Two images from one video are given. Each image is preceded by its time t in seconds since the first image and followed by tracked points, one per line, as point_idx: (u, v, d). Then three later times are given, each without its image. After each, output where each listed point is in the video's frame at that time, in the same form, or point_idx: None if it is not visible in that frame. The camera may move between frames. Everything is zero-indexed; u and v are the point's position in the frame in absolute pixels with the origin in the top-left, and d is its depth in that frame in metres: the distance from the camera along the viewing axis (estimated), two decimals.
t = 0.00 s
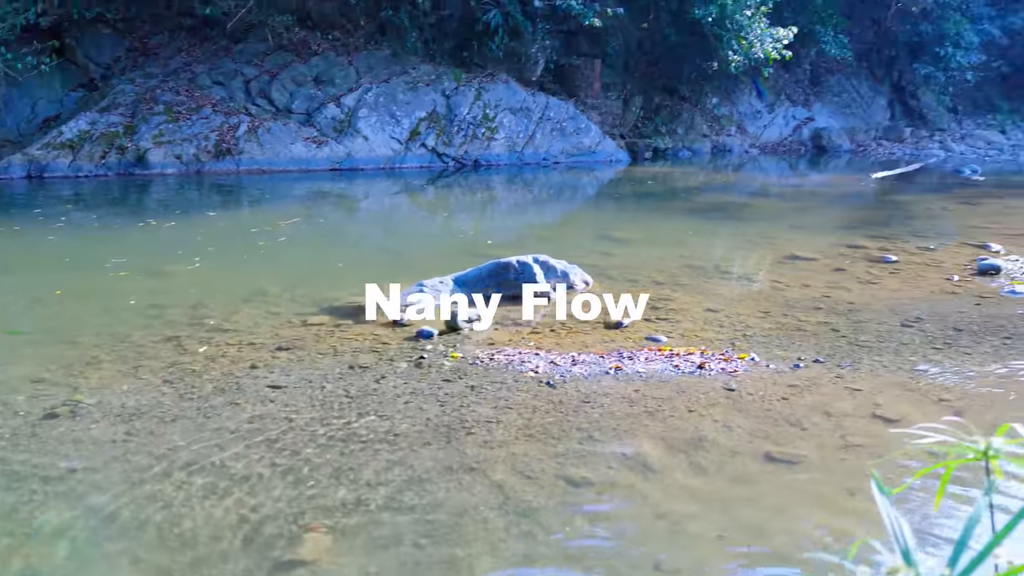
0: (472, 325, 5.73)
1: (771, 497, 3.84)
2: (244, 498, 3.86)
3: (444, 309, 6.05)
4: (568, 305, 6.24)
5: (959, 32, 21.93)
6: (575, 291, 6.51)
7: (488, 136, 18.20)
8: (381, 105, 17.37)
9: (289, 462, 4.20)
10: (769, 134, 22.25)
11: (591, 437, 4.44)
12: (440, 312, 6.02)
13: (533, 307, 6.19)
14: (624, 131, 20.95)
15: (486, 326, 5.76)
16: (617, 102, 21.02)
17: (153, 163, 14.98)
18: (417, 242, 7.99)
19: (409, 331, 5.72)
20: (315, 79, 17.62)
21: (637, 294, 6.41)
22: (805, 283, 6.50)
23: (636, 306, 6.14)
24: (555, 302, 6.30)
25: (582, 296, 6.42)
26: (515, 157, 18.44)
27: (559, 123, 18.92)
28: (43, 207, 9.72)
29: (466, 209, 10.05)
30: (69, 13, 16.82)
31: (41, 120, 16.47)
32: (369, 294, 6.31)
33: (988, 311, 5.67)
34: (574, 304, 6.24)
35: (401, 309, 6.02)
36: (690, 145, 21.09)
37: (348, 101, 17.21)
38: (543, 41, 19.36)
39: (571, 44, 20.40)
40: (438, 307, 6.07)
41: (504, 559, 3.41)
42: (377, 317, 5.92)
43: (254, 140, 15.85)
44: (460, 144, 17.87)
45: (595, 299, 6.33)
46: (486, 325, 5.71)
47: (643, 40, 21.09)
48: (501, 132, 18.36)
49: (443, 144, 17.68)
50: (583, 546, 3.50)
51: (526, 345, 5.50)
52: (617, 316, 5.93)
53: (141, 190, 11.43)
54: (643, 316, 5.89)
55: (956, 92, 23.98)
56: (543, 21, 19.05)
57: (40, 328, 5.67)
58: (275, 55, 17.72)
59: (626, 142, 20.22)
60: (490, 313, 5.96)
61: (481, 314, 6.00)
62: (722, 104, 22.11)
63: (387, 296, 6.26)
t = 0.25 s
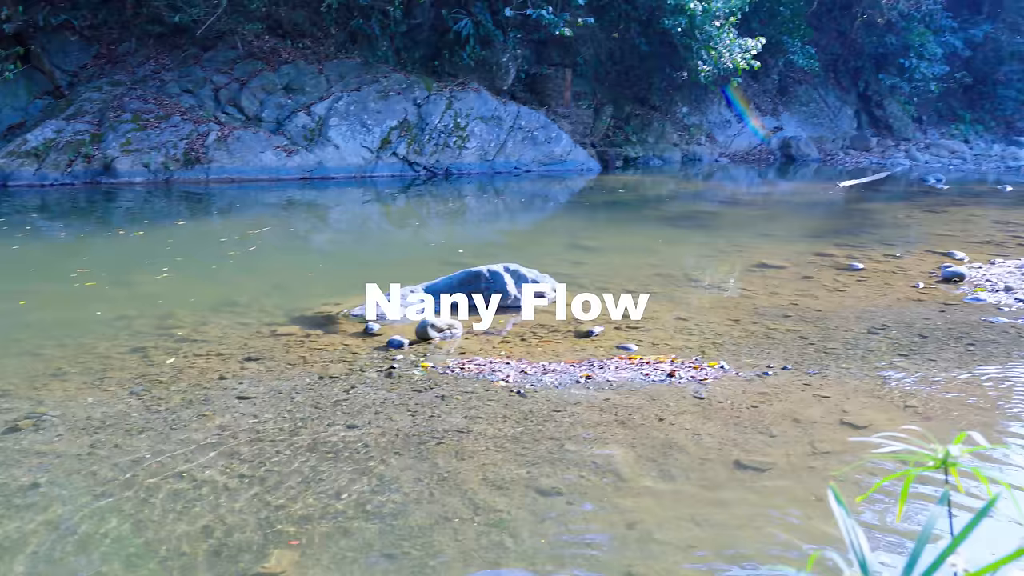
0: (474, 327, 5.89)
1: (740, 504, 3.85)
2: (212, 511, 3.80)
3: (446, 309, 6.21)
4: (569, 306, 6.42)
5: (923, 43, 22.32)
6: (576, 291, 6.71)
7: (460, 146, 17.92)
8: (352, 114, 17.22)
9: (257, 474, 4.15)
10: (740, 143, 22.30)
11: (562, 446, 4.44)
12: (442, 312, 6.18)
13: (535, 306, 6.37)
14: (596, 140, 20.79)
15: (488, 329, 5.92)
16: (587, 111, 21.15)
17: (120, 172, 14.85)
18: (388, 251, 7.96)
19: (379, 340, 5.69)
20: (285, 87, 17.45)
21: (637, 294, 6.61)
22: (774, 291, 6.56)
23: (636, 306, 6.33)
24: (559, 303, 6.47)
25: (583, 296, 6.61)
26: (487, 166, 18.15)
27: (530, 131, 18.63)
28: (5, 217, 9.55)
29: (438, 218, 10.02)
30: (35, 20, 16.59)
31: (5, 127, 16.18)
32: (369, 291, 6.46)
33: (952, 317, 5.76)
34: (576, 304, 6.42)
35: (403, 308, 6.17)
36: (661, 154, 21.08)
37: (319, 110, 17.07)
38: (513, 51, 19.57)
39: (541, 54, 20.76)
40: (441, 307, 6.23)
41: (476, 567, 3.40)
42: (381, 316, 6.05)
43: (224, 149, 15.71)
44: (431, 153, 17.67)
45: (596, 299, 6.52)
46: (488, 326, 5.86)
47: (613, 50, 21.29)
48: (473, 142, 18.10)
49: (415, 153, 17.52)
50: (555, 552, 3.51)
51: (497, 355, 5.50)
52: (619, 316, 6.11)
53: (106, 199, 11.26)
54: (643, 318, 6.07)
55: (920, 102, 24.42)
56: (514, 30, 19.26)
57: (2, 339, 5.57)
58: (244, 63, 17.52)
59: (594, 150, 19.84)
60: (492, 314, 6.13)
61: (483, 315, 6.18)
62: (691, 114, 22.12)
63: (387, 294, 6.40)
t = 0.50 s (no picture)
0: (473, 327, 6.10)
1: (711, 513, 3.84)
2: (179, 527, 3.74)
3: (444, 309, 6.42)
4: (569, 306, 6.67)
5: (887, 55, 22.78)
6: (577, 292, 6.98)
7: (431, 155, 17.98)
8: (323, 124, 17.09)
9: (226, 489, 4.09)
10: (709, 153, 22.47)
11: (533, 458, 4.42)
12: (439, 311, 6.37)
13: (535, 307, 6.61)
14: (567, 150, 20.91)
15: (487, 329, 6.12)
16: (559, 121, 21.20)
17: (87, 182, 14.62)
18: (359, 262, 7.93)
19: (350, 352, 5.65)
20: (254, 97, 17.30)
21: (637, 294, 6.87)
22: (743, 300, 6.62)
23: (636, 306, 6.59)
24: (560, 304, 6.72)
25: (583, 296, 6.86)
26: (459, 175, 18.24)
27: (501, 141, 18.82)
28: None
29: (410, 228, 10.00)
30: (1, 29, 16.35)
31: None
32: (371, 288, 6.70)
33: (918, 325, 5.84)
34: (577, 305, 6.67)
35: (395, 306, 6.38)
36: (632, 164, 21.26)
37: (289, 120, 16.98)
38: (485, 60, 19.87)
39: (513, 64, 20.89)
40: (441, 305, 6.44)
41: None
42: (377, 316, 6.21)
43: (193, 159, 15.58)
44: (402, 163, 17.67)
45: (596, 299, 6.77)
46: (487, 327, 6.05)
47: (584, 60, 21.42)
48: (444, 152, 18.15)
49: (386, 163, 17.52)
50: (529, 563, 3.48)
51: (468, 366, 5.48)
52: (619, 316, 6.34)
53: (72, 209, 11.11)
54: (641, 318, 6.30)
55: (885, 113, 24.88)
56: (484, 40, 19.57)
57: None
58: (213, 72, 17.30)
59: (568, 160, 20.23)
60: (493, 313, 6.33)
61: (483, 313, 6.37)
62: (662, 123, 22.24)
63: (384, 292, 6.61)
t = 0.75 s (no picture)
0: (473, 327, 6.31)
1: (681, 521, 3.84)
2: (143, 542, 3.67)
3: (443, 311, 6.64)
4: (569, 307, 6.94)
5: (853, 68, 23.11)
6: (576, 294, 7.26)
7: (402, 166, 17.71)
8: (293, 134, 16.96)
9: (192, 504, 4.03)
10: (679, 163, 22.39)
11: (503, 469, 4.40)
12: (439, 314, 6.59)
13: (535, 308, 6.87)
14: (538, 161, 20.72)
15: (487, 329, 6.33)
16: (530, 132, 20.98)
17: (53, 193, 14.42)
18: (330, 273, 7.89)
19: (319, 364, 5.61)
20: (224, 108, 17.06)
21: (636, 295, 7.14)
22: (713, 310, 6.67)
23: (635, 306, 6.86)
24: (562, 304, 6.99)
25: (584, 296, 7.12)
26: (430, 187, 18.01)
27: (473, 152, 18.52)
28: None
29: (381, 239, 9.97)
30: None
31: None
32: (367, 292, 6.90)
33: (884, 334, 5.92)
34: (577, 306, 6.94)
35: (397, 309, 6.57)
36: (602, 175, 21.20)
37: (259, 131, 16.84)
38: (457, 72, 19.65)
39: (484, 75, 20.71)
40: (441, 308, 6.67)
41: None
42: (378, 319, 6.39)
43: (162, 170, 15.41)
44: (373, 174, 17.47)
45: (596, 300, 7.04)
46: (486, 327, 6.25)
47: (555, 72, 21.41)
48: (415, 163, 17.86)
49: (356, 173, 17.28)
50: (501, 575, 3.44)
51: (439, 378, 5.46)
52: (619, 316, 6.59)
53: (35, 221, 10.93)
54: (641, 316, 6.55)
55: (852, 124, 25.19)
56: (456, 52, 19.38)
57: None
58: (182, 83, 17.17)
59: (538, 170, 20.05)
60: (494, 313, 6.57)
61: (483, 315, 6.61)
62: (632, 134, 22.25)
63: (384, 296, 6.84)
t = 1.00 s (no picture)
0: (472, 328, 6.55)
1: (649, 531, 3.83)
2: (103, 555, 3.59)
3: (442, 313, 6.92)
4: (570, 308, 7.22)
5: (819, 81, 23.48)
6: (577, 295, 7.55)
7: (372, 175, 17.81)
8: (262, 142, 16.85)
9: (155, 515, 3.96)
10: (648, 174, 22.65)
11: (472, 479, 4.38)
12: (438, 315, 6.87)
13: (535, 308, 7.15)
14: (508, 170, 20.71)
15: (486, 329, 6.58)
16: (500, 141, 20.94)
17: (15, 200, 14.12)
18: (298, 281, 7.83)
19: (286, 374, 5.56)
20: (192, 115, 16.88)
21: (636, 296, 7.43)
22: (681, 320, 6.71)
23: (636, 306, 7.15)
24: (563, 306, 7.28)
25: (584, 297, 7.44)
26: (399, 196, 18.13)
27: (442, 161, 18.72)
28: None
29: (350, 248, 9.92)
30: None
31: None
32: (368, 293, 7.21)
33: (849, 343, 5.99)
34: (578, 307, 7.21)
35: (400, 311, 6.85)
36: (573, 185, 20.70)
37: (227, 138, 16.67)
38: (426, 81, 19.84)
39: (454, 84, 20.73)
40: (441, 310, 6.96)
41: None
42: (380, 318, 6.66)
43: (127, 176, 15.19)
44: (342, 183, 17.46)
45: (598, 300, 7.36)
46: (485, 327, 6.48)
47: (525, 82, 21.43)
48: (385, 171, 18.00)
49: (326, 182, 17.25)
50: None
51: (407, 388, 5.43)
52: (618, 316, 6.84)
53: None
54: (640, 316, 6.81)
55: (818, 137, 25.49)
56: (426, 61, 19.64)
57: None
58: (149, 89, 16.90)
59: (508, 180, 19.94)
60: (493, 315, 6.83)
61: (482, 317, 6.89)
62: (602, 145, 22.39)
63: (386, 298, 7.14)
